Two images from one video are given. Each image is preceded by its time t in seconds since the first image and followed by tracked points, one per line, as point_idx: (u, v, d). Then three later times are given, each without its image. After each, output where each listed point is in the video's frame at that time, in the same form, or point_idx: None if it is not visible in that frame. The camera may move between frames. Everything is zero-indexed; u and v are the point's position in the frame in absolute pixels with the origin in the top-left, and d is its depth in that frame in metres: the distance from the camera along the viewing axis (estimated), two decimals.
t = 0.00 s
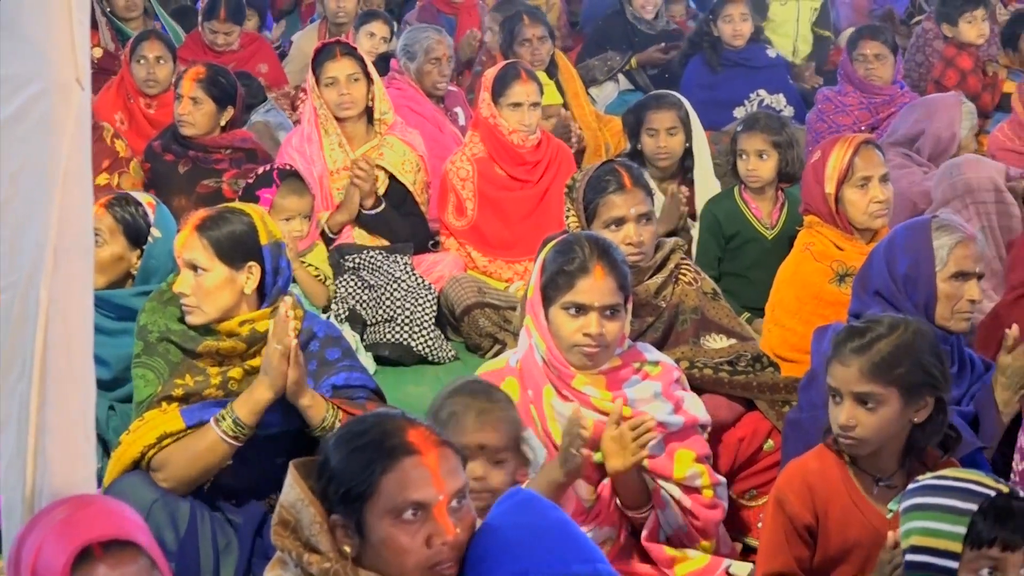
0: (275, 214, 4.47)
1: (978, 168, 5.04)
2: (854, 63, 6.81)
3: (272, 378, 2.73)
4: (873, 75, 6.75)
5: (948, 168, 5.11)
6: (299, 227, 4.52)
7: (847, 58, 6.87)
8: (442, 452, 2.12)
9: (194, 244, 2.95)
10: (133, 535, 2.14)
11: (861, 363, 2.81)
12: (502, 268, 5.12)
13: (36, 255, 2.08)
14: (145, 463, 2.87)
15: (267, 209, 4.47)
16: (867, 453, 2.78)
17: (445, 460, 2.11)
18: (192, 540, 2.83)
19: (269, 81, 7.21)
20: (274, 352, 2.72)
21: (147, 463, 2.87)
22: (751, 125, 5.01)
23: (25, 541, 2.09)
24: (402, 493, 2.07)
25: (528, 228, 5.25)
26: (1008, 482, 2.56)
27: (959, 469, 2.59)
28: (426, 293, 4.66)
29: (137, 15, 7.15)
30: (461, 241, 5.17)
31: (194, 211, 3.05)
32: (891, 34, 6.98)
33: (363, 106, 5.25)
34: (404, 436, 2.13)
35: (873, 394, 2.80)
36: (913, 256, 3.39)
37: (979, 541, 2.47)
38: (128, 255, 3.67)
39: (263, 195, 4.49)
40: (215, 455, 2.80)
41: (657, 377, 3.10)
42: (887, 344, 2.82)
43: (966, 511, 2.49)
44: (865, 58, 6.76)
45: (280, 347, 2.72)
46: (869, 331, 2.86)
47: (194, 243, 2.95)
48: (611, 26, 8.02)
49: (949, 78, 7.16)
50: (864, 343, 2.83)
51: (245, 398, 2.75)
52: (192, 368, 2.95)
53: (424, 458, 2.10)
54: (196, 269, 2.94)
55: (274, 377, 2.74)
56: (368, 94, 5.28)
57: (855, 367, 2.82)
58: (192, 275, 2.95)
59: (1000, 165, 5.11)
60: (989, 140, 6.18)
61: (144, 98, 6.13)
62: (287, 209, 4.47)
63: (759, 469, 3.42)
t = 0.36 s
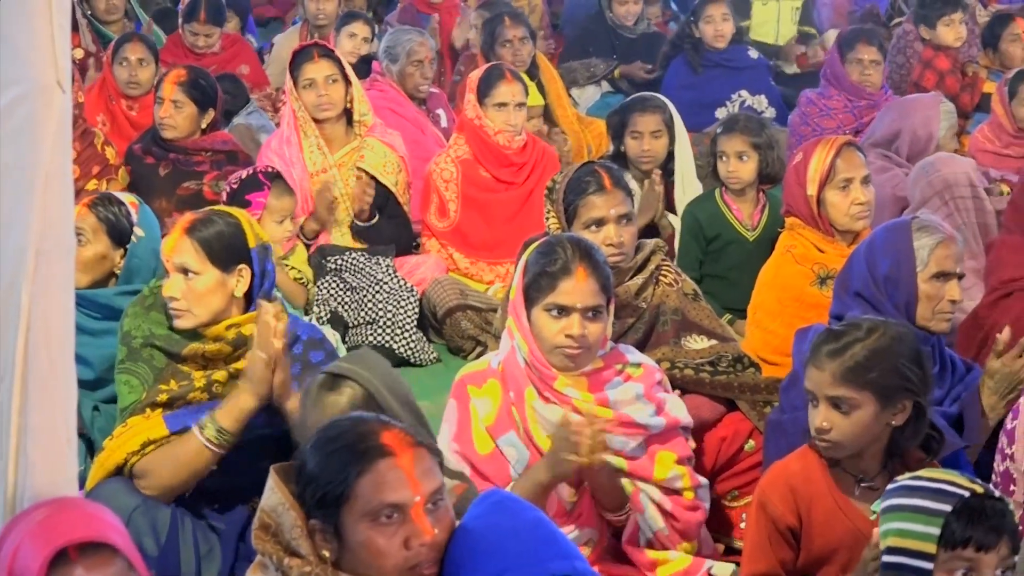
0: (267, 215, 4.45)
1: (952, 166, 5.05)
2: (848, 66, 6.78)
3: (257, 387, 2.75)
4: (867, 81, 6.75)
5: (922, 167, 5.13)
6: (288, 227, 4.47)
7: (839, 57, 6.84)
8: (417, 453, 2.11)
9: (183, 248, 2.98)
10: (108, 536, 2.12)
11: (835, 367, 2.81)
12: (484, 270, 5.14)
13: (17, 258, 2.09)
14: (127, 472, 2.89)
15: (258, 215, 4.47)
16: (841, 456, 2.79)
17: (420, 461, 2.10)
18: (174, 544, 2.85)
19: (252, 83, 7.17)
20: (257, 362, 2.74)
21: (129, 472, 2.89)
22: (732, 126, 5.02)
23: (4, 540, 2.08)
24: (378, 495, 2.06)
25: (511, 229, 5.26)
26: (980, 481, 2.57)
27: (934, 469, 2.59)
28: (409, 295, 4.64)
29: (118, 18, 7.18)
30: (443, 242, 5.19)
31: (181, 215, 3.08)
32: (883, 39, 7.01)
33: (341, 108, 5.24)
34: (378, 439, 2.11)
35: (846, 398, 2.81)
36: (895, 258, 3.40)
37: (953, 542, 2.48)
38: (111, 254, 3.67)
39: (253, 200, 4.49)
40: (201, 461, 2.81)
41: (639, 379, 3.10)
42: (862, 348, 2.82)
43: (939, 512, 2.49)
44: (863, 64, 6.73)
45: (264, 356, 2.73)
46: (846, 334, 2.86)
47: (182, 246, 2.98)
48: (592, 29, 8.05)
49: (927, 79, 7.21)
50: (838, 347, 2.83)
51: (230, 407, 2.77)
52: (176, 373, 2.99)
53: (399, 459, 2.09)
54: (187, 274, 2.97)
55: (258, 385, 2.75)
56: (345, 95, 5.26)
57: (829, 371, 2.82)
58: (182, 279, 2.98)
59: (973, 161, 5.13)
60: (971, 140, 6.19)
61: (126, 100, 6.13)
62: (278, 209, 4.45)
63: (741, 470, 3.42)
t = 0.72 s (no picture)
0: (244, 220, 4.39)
1: (928, 166, 5.11)
2: (829, 69, 6.82)
3: (233, 394, 2.80)
4: (848, 83, 6.81)
5: (899, 167, 5.18)
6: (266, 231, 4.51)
7: (817, 58, 6.87)
8: (391, 453, 2.12)
9: (170, 251, 2.99)
10: (87, 543, 2.10)
11: (806, 372, 2.84)
12: (461, 270, 5.13)
13: None
14: (107, 477, 2.91)
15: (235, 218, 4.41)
16: (817, 459, 2.81)
17: (394, 461, 2.11)
18: (152, 547, 2.87)
19: (229, 85, 7.14)
20: (236, 369, 2.78)
21: (109, 477, 2.91)
22: (710, 128, 5.04)
23: None
24: (352, 495, 2.07)
25: (488, 228, 5.26)
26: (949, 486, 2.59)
27: (906, 474, 2.61)
28: (386, 298, 4.65)
29: (96, 21, 7.14)
30: (420, 241, 5.19)
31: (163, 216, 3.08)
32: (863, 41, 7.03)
33: (319, 111, 5.24)
34: (353, 439, 2.12)
35: (819, 402, 2.83)
36: (870, 259, 3.42)
37: (915, 544, 2.49)
38: (87, 255, 3.68)
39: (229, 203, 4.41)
40: (176, 468, 2.85)
41: (617, 380, 3.11)
42: (833, 353, 2.84)
43: (901, 514, 2.53)
44: (842, 66, 6.78)
45: (242, 364, 2.78)
46: (818, 338, 2.88)
47: (168, 249, 2.99)
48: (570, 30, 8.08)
49: (904, 81, 7.25)
50: (809, 351, 2.86)
51: (205, 413, 2.81)
52: (154, 378, 3.00)
53: (373, 459, 2.10)
54: (174, 277, 2.98)
55: (234, 393, 2.80)
56: (323, 98, 5.26)
57: (801, 376, 2.84)
58: (169, 283, 2.98)
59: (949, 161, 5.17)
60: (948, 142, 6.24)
61: (107, 102, 6.09)
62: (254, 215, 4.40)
63: (719, 471, 3.45)
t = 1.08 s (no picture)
0: (217, 221, 4.45)
1: (903, 166, 5.12)
2: (797, 68, 6.86)
3: (211, 402, 2.79)
4: (817, 82, 6.83)
5: (873, 168, 5.18)
6: (239, 233, 4.53)
7: (787, 59, 6.91)
8: (370, 455, 2.12)
9: (161, 252, 3.00)
10: (62, 542, 2.11)
11: (778, 374, 2.85)
12: (437, 269, 5.12)
13: None
14: (83, 481, 2.90)
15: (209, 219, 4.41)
16: (793, 460, 2.82)
17: (373, 463, 2.11)
18: (126, 551, 2.88)
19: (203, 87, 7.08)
20: (213, 377, 2.78)
21: (85, 481, 2.91)
22: (686, 129, 5.06)
23: None
24: (331, 498, 2.07)
25: (463, 228, 5.26)
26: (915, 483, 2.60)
27: (872, 472, 2.61)
28: (362, 299, 4.65)
29: (70, 22, 7.07)
30: (397, 241, 5.18)
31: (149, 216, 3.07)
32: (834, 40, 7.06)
33: (294, 112, 5.23)
34: (332, 442, 2.11)
35: (791, 404, 2.84)
36: (845, 260, 3.43)
37: (885, 546, 2.50)
38: (59, 254, 3.66)
39: (203, 205, 4.44)
40: (152, 477, 2.85)
41: (593, 380, 3.12)
42: (805, 354, 2.85)
43: (871, 516, 2.53)
44: (811, 65, 6.81)
45: (219, 373, 2.77)
46: (790, 339, 2.89)
47: (159, 250, 3.00)
48: (545, 30, 8.10)
49: (880, 81, 7.25)
50: (781, 354, 2.86)
51: (183, 420, 2.81)
52: (132, 382, 3.00)
53: (352, 461, 2.09)
54: (166, 277, 2.99)
55: (213, 402, 2.79)
56: (298, 99, 5.25)
57: (773, 378, 2.85)
58: (161, 282, 2.98)
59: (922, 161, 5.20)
60: (921, 143, 6.28)
61: (86, 100, 6.06)
62: (227, 217, 4.46)
63: (693, 471, 3.45)
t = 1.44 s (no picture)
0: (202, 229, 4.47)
1: (880, 167, 5.13)
2: (776, 71, 6.87)
3: (179, 397, 2.77)
4: (796, 84, 6.86)
5: (850, 168, 5.19)
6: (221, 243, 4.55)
7: (764, 61, 6.93)
8: (347, 455, 2.11)
9: (163, 250, 3.00)
10: (41, 546, 2.08)
11: (745, 374, 2.86)
12: (412, 267, 5.12)
13: None
14: (59, 484, 2.88)
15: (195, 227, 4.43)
16: (767, 460, 2.83)
17: (350, 463, 2.10)
18: (104, 550, 2.87)
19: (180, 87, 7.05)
20: (180, 372, 2.76)
21: (61, 484, 2.89)
22: (664, 131, 5.06)
23: None
24: (307, 497, 2.06)
25: (440, 226, 5.26)
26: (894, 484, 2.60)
27: (851, 472, 2.62)
28: (340, 301, 4.64)
29: (45, 23, 7.03)
30: (372, 238, 5.19)
31: (140, 214, 3.06)
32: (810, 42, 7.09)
33: (271, 115, 5.21)
34: (309, 442, 2.11)
35: (759, 404, 2.84)
36: (820, 259, 3.44)
37: (862, 545, 2.51)
38: (33, 254, 3.65)
39: (190, 211, 4.44)
40: (127, 475, 2.83)
41: (571, 381, 3.12)
42: (772, 354, 2.85)
43: (848, 516, 2.53)
44: (790, 67, 6.83)
45: (185, 369, 2.76)
46: (758, 340, 2.89)
47: (161, 248, 3.00)
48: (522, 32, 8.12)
49: (855, 82, 7.25)
50: (748, 354, 2.87)
51: (153, 417, 2.79)
52: (108, 384, 2.99)
53: (328, 461, 2.09)
54: (167, 275, 3.00)
55: (179, 398, 2.78)
56: (276, 101, 5.23)
57: (739, 379, 2.86)
58: (163, 280, 2.99)
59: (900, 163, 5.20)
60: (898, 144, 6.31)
61: (57, 97, 6.03)
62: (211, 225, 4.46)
63: (669, 473, 3.46)
